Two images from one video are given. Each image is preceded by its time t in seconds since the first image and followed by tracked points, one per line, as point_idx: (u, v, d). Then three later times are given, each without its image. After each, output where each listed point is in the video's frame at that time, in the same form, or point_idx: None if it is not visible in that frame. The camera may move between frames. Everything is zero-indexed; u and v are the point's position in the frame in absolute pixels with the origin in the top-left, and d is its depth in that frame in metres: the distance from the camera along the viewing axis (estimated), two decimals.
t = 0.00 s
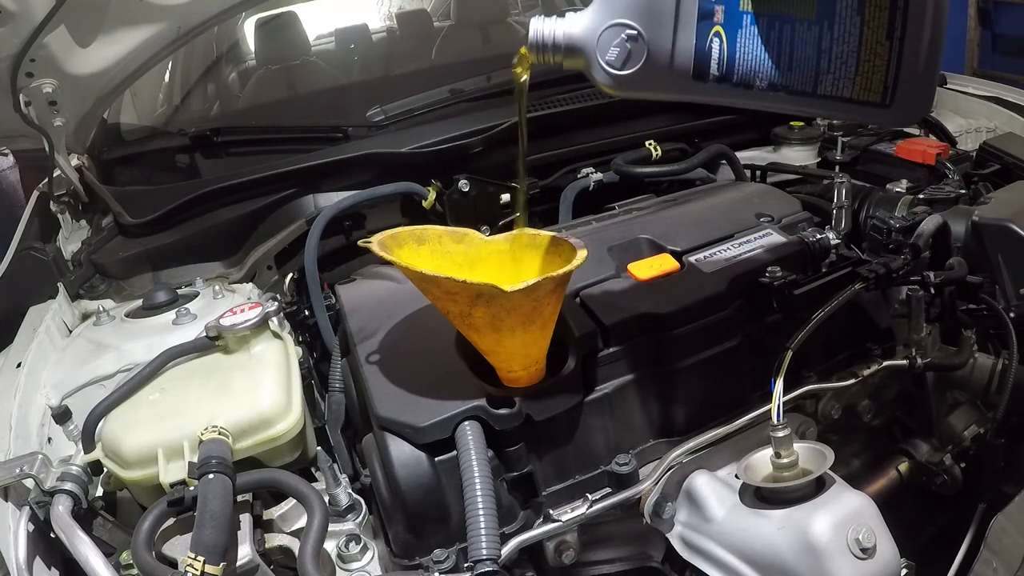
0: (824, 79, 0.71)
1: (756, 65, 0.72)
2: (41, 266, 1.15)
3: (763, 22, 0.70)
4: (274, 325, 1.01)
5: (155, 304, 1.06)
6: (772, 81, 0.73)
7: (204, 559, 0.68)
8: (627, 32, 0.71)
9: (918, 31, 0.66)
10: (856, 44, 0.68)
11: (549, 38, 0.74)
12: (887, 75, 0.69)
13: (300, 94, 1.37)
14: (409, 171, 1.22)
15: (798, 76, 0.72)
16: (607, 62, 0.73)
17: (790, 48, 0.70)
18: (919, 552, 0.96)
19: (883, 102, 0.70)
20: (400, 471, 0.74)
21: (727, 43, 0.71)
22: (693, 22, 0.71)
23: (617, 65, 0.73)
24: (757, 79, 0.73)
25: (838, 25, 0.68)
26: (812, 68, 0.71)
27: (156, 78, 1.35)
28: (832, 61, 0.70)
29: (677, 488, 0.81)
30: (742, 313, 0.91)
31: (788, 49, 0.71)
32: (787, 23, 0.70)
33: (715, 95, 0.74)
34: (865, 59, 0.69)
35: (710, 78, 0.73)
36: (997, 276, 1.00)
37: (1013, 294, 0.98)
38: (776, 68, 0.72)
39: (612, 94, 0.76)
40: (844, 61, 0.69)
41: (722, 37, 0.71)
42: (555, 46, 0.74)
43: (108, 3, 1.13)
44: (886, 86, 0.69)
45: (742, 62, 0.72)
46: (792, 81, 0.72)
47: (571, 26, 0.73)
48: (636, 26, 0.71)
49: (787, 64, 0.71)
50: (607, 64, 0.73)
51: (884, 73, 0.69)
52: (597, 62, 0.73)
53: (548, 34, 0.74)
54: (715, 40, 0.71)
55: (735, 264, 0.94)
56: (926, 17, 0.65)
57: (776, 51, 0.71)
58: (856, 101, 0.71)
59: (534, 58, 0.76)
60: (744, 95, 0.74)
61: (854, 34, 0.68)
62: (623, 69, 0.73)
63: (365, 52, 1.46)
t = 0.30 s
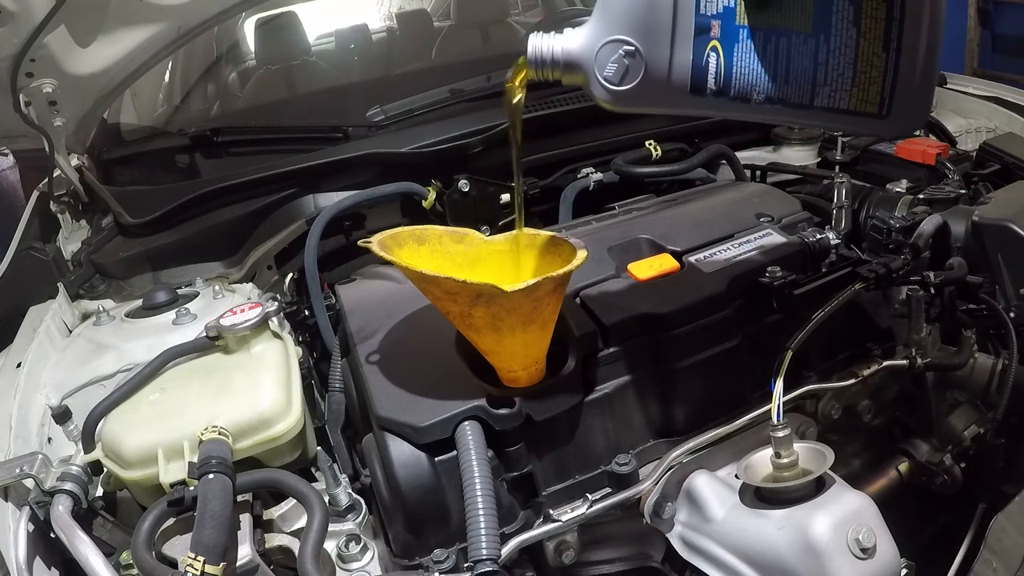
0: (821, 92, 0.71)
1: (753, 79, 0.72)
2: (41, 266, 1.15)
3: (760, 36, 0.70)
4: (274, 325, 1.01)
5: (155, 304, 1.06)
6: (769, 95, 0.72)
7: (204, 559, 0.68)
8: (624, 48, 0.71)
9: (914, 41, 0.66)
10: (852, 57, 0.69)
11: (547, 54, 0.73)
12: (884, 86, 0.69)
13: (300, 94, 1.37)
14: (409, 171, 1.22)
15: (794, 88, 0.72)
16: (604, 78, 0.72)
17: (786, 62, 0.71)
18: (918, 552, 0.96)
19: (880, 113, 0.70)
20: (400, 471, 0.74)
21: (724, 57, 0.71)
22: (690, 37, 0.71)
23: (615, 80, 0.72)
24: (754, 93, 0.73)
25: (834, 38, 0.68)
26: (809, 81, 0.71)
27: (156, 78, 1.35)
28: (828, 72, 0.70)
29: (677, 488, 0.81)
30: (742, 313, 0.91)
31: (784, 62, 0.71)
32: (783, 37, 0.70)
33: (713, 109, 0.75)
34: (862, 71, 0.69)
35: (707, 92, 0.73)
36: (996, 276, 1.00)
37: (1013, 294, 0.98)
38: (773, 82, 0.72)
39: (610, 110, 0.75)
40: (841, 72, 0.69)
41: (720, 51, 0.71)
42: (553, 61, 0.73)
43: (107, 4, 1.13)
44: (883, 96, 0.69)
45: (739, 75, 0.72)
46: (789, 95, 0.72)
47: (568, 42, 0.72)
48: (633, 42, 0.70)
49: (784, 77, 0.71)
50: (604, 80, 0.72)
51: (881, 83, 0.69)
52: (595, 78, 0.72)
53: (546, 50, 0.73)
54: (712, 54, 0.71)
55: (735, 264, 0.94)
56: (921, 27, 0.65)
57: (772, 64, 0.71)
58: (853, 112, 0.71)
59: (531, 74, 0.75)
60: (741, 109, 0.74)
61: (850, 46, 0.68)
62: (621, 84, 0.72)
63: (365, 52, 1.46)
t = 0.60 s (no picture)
0: (827, 97, 0.71)
1: (760, 89, 0.71)
2: (41, 266, 1.15)
3: (765, 44, 0.70)
4: (274, 325, 1.01)
5: (155, 304, 1.06)
6: (776, 103, 0.72)
7: (204, 559, 0.68)
8: (632, 61, 0.70)
9: (917, 45, 0.67)
10: (856, 62, 0.69)
11: (555, 68, 0.73)
12: (889, 90, 0.69)
13: (300, 94, 1.37)
14: (408, 171, 1.22)
15: (801, 96, 0.71)
16: (613, 92, 0.72)
17: (792, 69, 0.70)
18: (918, 552, 0.96)
19: (885, 116, 0.71)
20: (400, 471, 0.74)
21: (731, 68, 0.70)
22: (696, 49, 0.70)
23: (624, 94, 0.72)
24: (761, 102, 0.72)
25: (839, 43, 0.68)
26: (815, 87, 0.70)
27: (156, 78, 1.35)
28: (834, 78, 0.70)
29: (677, 488, 0.81)
30: (742, 313, 0.91)
31: (791, 70, 0.70)
32: (789, 45, 0.69)
33: (720, 119, 0.74)
34: (867, 76, 0.69)
35: (715, 102, 0.72)
36: (996, 276, 1.00)
37: (1013, 295, 0.98)
38: (780, 91, 0.71)
39: (618, 122, 0.75)
40: (846, 78, 0.69)
41: (726, 62, 0.71)
42: (561, 76, 0.73)
43: (107, 4, 1.13)
44: (889, 100, 0.70)
45: (746, 85, 0.71)
46: (796, 102, 0.72)
47: (576, 55, 0.72)
48: (641, 55, 0.70)
49: (790, 86, 0.71)
50: (613, 94, 0.72)
51: (886, 87, 0.69)
52: (603, 91, 0.72)
53: (554, 64, 0.73)
54: (719, 65, 0.70)
55: (735, 264, 0.94)
56: (924, 31, 0.66)
57: (778, 72, 0.70)
58: (858, 116, 0.72)
59: (540, 87, 0.75)
60: (748, 118, 0.74)
61: (855, 51, 0.68)
62: (630, 98, 0.72)
63: (365, 52, 1.47)
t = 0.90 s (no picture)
0: (833, 112, 0.70)
1: (766, 104, 0.71)
2: (41, 266, 1.15)
3: (771, 60, 0.70)
4: (274, 325, 1.01)
5: (155, 304, 1.06)
6: (783, 118, 0.71)
7: (204, 559, 0.68)
8: (640, 78, 0.70)
9: (922, 58, 0.66)
10: (862, 76, 0.68)
11: (564, 85, 0.73)
12: (895, 104, 0.68)
13: (300, 94, 1.37)
14: (408, 171, 1.22)
15: (807, 111, 0.71)
16: (621, 108, 0.72)
17: (798, 84, 0.70)
18: (918, 552, 0.96)
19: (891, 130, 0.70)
20: (400, 471, 0.74)
21: (737, 83, 0.70)
22: (704, 66, 0.69)
23: (632, 110, 0.71)
24: (767, 118, 0.71)
25: (844, 58, 0.68)
26: (821, 102, 0.70)
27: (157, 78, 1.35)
28: (840, 92, 0.69)
29: (677, 488, 0.81)
30: (742, 313, 0.91)
31: (796, 85, 0.70)
32: (795, 60, 0.69)
33: (727, 135, 0.73)
34: (872, 90, 0.68)
35: (722, 118, 0.71)
36: (996, 276, 1.00)
37: (1013, 295, 0.98)
38: (786, 106, 0.71)
39: (625, 137, 0.74)
40: (852, 92, 0.69)
41: (733, 78, 0.70)
42: (570, 92, 0.73)
43: (107, 4, 1.13)
44: (895, 114, 0.69)
45: (753, 100, 0.71)
46: (802, 117, 0.71)
47: (584, 72, 0.72)
48: (648, 72, 0.70)
49: (796, 101, 0.70)
50: (621, 110, 0.72)
51: (892, 101, 0.68)
52: (611, 108, 0.72)
53: (563, 81, 0.73)
54: (726, 81, 0.70)
55: (735, 264, 0.94)
56: (931, 46, 0.65)
57: (785, 87, 0.70)
58: (864, 131, 0.71)
59: (549, 105, 0.75)
60: (755, 134, 0.73)
61: (860, 65, 0.68)
62: (637, 114, 0.71)
63: (365, 51, 1.48)
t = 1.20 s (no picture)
0: (832, 135, 0.73)
1: (766, 126, 0.72)
2: (41, 266, 1.15)
3: (771, 84, 0.71)
4: (274, 325, 1.01)
5: (155, 304, 1.06)
6: (782, 141, 0.73)
7: (204, 559, 0.68)
8: (641, 100, 0.71)
9: (922, 86, 0.71)
10: (862, 102, 0.72)
11: (566, 104, 0.74)
12: (893, 128, 0.73)
13: (300, 94, 1.37)
14: (408, 171, 1.22)
15: (806, 134, 0.73)
16: (623, 129, 0.73)
17: (799, 107, 0.72)
18: (918, 552, 0.97)
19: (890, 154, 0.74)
20: (400, 471, 0.74)
21: (737, 106, 0.71)
22: (704, 88, 0.70)
23: (631, 131, 0.72)
24: (767, 140, 0.73)
25: (845, 83, 0.71)
26: (821, 126, 0.73)
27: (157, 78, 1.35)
28: (840, 117, 0.72)
29: (677, 488, 0.81)
30: (742, 313, 0.91)
31: (797, 108, 0.72)
32: (796, 83, 0.71)
33: (726, 156, 0.74)
34: (872, 115, 0.72)
35: (721, 140, 0.72)
36: (996, 276, 0.99)
37: (1013, 295, 0.98)
38: (786, 129, 0.73)
39: (623, 158, 0.75)
40: (852, 117, 0.72)
41: (733, 100, 0.71)
42: (572, 111, 0.74)
43: (108, 4, 1.13)
44: (893, 139, 0.73)
45: (753, 123, 0.72)
46: (802, 141, 0.73)
47: (586, 92, 0.74)
48: (648, 94, 0.71)
49: (796, 123, 0.72)
50: (621, 131, 0.73)
51: (891, 126, 0.72)
52: (612, 128, 0.73)
53: (565, 101, 0.75)
54: (726, 104, 0.71)
55: (735, 265, 0.94)
56: (930, 75, 0.70)
57: (785, 110, 0.72)
58: (862, 155, 0.74)
59: (551, 122, 0.76)
60: (754, 156, 0.74)
61: (860, 91, 0.71)
62: (638, 135, 0.72)
63: (365, 51, 1.48)
